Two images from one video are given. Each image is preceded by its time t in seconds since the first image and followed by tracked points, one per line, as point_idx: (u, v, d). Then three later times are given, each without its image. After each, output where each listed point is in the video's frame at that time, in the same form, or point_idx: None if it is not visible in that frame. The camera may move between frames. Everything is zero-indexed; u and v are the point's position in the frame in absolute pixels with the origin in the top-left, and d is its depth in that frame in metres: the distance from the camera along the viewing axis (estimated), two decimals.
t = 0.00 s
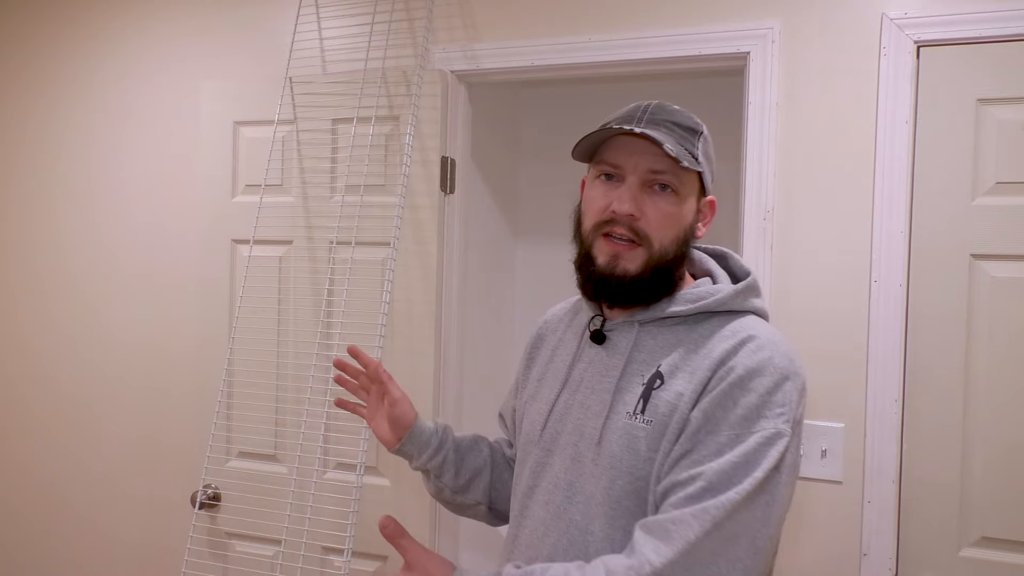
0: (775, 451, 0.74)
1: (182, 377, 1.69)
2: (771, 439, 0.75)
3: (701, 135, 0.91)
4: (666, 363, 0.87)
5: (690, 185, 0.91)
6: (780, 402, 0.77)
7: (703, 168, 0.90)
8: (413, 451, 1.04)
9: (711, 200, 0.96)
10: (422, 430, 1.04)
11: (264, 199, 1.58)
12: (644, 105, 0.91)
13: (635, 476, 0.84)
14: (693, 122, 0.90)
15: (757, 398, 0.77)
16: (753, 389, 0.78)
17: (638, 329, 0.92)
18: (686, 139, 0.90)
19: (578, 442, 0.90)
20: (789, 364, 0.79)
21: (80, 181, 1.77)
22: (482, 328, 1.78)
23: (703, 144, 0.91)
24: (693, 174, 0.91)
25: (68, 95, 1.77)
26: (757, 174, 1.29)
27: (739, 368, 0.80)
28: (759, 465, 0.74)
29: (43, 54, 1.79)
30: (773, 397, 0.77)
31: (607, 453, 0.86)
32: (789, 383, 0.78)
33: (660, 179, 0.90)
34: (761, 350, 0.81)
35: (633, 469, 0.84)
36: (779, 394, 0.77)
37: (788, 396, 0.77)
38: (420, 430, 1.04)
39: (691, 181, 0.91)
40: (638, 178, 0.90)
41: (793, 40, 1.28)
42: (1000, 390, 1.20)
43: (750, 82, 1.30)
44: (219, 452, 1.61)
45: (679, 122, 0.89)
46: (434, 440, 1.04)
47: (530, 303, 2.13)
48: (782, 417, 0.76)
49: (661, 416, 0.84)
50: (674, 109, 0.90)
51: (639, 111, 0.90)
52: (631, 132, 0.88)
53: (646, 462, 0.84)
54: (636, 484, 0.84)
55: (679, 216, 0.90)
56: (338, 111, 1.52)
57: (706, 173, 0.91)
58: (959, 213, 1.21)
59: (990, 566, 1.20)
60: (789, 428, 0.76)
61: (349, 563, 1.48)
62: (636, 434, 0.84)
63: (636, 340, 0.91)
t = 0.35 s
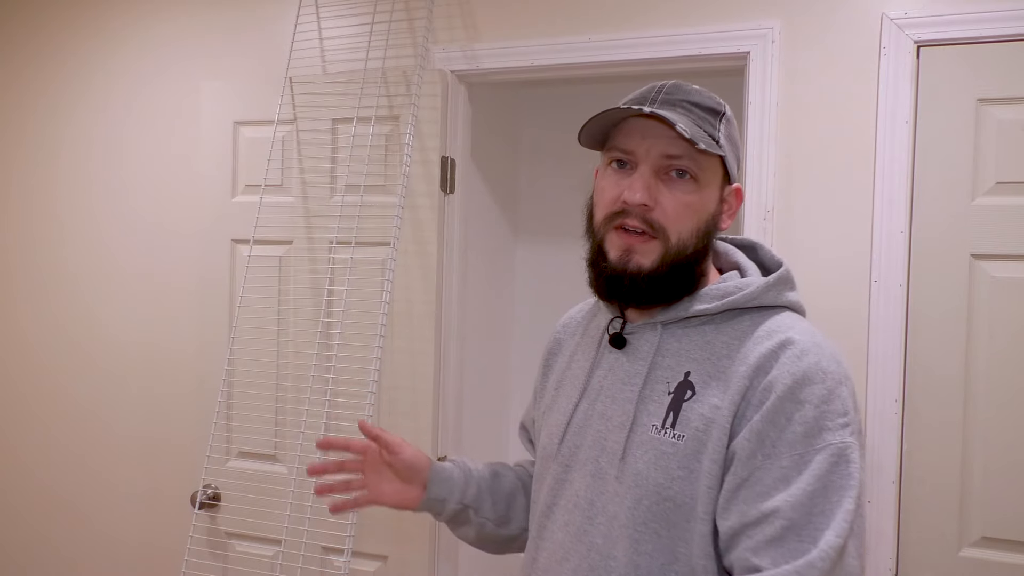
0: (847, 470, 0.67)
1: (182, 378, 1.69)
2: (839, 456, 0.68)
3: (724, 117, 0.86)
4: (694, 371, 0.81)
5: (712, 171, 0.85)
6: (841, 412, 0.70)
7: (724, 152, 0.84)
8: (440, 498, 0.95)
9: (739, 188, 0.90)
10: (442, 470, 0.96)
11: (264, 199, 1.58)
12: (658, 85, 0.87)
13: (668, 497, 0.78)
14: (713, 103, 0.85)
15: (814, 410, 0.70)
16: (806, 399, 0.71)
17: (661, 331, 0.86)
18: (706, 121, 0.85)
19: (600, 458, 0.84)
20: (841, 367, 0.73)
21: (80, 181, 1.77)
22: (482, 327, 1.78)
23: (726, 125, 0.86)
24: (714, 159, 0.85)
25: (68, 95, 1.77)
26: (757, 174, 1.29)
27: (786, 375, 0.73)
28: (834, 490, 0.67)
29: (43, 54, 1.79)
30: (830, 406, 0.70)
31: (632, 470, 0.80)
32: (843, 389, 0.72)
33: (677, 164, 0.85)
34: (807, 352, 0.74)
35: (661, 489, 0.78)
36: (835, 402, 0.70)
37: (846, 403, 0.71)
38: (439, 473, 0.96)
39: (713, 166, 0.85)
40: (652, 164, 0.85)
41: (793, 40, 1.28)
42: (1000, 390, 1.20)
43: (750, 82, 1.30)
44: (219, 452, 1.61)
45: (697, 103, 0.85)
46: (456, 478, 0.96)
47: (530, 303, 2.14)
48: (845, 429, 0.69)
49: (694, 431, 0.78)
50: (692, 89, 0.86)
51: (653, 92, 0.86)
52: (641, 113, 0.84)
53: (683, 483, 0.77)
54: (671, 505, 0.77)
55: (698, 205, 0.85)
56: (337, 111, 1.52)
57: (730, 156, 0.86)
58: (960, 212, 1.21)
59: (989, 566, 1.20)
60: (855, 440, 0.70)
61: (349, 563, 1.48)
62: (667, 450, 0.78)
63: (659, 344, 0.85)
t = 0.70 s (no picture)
0: (852, 508, 0.62)
1: (182, 378, 1.69)
2: (842, 490, 0.63)
3: (716, 99, 0.80)
4: (695, 384, 0.80)
5: (697, 165, 0.80)
6: (844, 440, 0.65)
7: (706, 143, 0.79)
8: (500, 494, 1.00)
9: (751, 175, 0.82)
10: (503, 468, 1.01)
11: (264, 199, 1.58)
12: (646, 78, 0.85)
13: (664, 518, 0.76)
14: (699, 90, 0.80)
15: (814, 437, 0.65)
16: (803, 425, 0.66)
17: (668, 337, 0.86)
18: (689, 111, 0.80)
19: (606, 472, 0.85)
20: (847, 385, 0.67)
21: (79, 181, 1.77)
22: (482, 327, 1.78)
23: (714, 108, 0.79)
24: (700, 151, 0.79)
25: (68, 95, 1.77)
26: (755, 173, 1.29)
27: (779, 397, 0.68)
28: (840, 532, 0.62)
29: (43, 54, 1.79)
30: (832, 432, 0.65)
31: (631, 487, 0.80)
32: (850, 412, 0.66)
33: (651, 163, 0.81)
34: (807, 368, 0.69)
35: (655, 510, 0.77)
36: (838, 428, 0.65)
37: (851, 428, 0.65)
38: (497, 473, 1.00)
39: (698, 160, 0.80)
40: (629, 165, 0.82)
41: (793, 40, 1.28)
42: (1000, 391, 1.20)
43: (750, 82, 1.30)
44: (218, 452, 1.61)
45: (678, 94, 0.81)
46: (513, 477, 1.01)
47: (530, 302, 2.14)
48: (851, 459, 0.64)
49: (691, 451, 0.76)
50: (679, 77, 0.83)
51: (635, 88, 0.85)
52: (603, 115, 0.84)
53: (677, 504, 0.76)
54: (667, 527, 0.76)
55: (679, 203, 0.80)
56: (338, 111, 1.52)
57: (718, 146, 0.79)
58: (960, 212, 1.21)
59: (989, 566, 1.20)
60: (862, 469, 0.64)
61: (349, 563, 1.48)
62: (663, 469, 0.77)
63: (666, 350, 0.85)
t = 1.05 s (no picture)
0: (831, 523, 0.61)
1: (182, 378, 1.69)
2: (824, 506, 0.62)
3: (728, 103, 0.79)
4: (696, 386, 0.81)
5: (708, 171, 0.80)
6: (834, 456, 0.64)
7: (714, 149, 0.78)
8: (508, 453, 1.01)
9: (766, 177, 0.81)
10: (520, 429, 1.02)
11: (264, 199, 1.58)
12: (660, 82, 0.86)
13: (650, 514, 0.77)
14: (710, 94, 0.79)
15: (804, 449, 0.65)
16: (796, 436, 0.66)
17: (676, 337, 0.87)
18: (698, 115, 0.79)
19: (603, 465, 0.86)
20: (847, 403, 0.67)
21: (79, 181, 1.77)
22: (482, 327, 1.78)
23: (725, 113, 0.79)
24: (710, 157, 0.79)
25: (68, 94, 1.77)
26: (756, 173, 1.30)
27: (775, 407, 0.68)
28: (816, 545, 0.61)
29: (43, 54, 1.79)
30: (823, 447, 0.64)
31: (623, 481, 0.81)
32: (845, 430, 0.65)
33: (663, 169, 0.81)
34: (807, 381, 0.68)
35: (643, 503, 0.78)
36: (830, 444, 0.64)
37: (841, 446, 0.64)
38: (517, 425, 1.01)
39: (708, 166, 0.79)
40: (641, 169, 0.82)
41: (793, 39, 1.28)
42: (1001, 391, 1.20)
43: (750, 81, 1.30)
44: (218, 452, 1.61)
45: (689, 97, 0.81)
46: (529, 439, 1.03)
47: (530, 302, 2.14)
48: (838, 476, 0.63)
49: (685, 451, 0.76)
50: (689, 82, 0.82)
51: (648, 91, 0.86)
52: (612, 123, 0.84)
53: (663, 503, 0.76)
54: (652, 522, 0.77)
55: (689, 208, 0.80)
56: (337, 111, 1.52)
57: (730, 151, 0.79)
58: (960, 213, 1.21)
59: (989, 566, 1.20)
60: (848, 488, 0.64)
61: (349, 563, 1.48)
62: (655, 466, 0.78)
63: (672, 350, 0.86)
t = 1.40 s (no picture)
0: (809, 486, 0.65)
1: (181, 378, 1.69)
2: (807, 472, 0.66)
3: (717, 114, 0.85)
4: (687, 373, 0.84)
5: (709, 175, 0.84)
6: (815, 426, 0.68)
7: (718, 153, 0.83)
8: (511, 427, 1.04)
9: (746, 180, 0.89)
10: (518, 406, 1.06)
11: (264, 199, 1.58)
12: (646, 93, 0.89)
13: (650, 494, 0.81)
14: (703, 104, 0.85)
15: (787, 420, 0.69)
16: (780, 409, 0.70)
17: (665, 332, 0.90)
18: (697, 123, 0.84)
19: (602, 454, 0.89)
20: (828, 378, 0.71)
21: (79, 181, 1.77)
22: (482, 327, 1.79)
23: (718, 122, 0.84)
24: (710, 162, 0.84)
25: (68, 94, 1.77)
26: (756, 173, 1.29)
27: (761, 383, 0.72)
28: (795, 505, 0.65)
29: (43, 54, 1.79)
30: (805, 418, 0.68)
31: (622, 467, 0.84)
32: (826, 402, 0.69)
33: (671, 175, 0.83)
34: (791, 358, 0.72)
35: (643, 486, 0.81)
36: (812, 415, 0.68)
37: (822, 417, 0.68)
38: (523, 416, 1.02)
39: (709, 169, 0.84)
40: (647, 176, 0.84)
41: (793, 39, 1.28)
42: (1001, 391, 1.20)
43: (751, 82, 1.30)
44: (219, 452, 1.61)
45: (684, 107, 0.85)
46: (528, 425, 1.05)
47: (530, 303, 2.14)
48: (818, 444, 0.67)
49: (678, 434, 0.80)
50: (679, 92, 0.86)
51: (640, 102, 0.88)
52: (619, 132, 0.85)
53: (664, 483, 0.80)
54: (653, 503, 0.80)
55: (695, 211, 0.84)
56: (337, 111, 1.52)
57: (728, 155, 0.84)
58: (960, 213, 1.21)
59: (989, 565, 1.20)
60: (829, 456, 0.67)
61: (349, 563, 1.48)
62: (652, 450, 0.81)
63: (662, 344, 0.90)
